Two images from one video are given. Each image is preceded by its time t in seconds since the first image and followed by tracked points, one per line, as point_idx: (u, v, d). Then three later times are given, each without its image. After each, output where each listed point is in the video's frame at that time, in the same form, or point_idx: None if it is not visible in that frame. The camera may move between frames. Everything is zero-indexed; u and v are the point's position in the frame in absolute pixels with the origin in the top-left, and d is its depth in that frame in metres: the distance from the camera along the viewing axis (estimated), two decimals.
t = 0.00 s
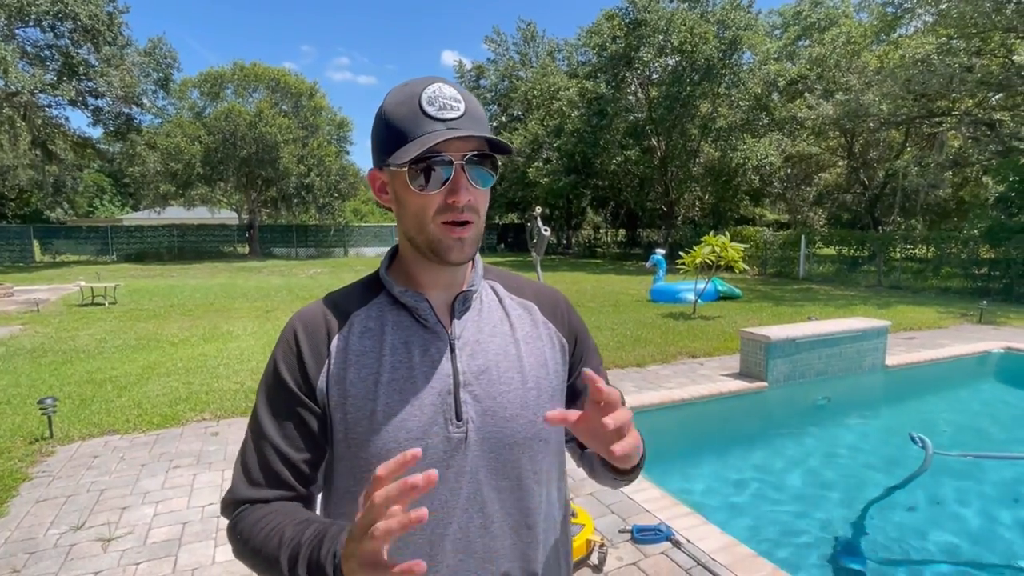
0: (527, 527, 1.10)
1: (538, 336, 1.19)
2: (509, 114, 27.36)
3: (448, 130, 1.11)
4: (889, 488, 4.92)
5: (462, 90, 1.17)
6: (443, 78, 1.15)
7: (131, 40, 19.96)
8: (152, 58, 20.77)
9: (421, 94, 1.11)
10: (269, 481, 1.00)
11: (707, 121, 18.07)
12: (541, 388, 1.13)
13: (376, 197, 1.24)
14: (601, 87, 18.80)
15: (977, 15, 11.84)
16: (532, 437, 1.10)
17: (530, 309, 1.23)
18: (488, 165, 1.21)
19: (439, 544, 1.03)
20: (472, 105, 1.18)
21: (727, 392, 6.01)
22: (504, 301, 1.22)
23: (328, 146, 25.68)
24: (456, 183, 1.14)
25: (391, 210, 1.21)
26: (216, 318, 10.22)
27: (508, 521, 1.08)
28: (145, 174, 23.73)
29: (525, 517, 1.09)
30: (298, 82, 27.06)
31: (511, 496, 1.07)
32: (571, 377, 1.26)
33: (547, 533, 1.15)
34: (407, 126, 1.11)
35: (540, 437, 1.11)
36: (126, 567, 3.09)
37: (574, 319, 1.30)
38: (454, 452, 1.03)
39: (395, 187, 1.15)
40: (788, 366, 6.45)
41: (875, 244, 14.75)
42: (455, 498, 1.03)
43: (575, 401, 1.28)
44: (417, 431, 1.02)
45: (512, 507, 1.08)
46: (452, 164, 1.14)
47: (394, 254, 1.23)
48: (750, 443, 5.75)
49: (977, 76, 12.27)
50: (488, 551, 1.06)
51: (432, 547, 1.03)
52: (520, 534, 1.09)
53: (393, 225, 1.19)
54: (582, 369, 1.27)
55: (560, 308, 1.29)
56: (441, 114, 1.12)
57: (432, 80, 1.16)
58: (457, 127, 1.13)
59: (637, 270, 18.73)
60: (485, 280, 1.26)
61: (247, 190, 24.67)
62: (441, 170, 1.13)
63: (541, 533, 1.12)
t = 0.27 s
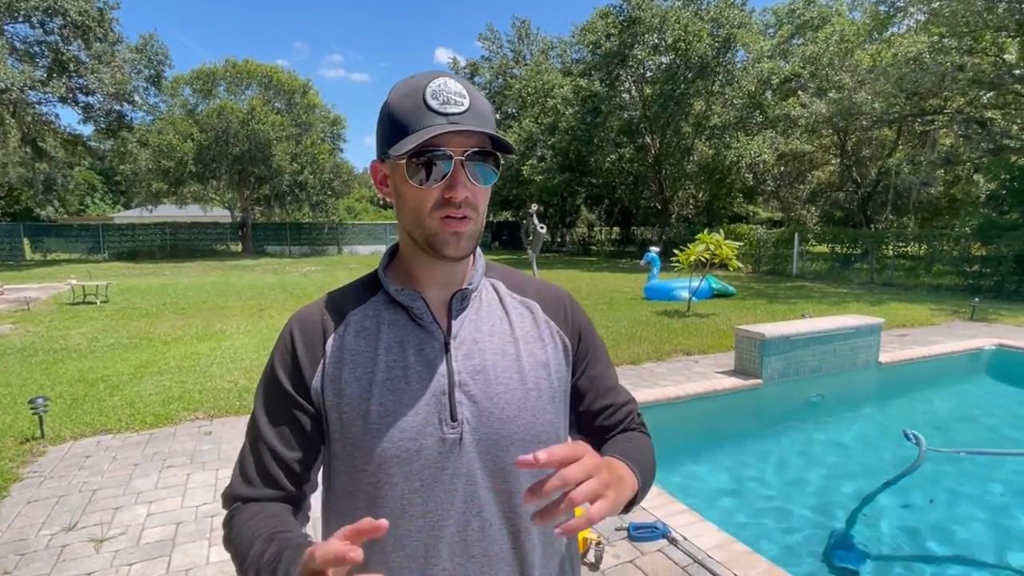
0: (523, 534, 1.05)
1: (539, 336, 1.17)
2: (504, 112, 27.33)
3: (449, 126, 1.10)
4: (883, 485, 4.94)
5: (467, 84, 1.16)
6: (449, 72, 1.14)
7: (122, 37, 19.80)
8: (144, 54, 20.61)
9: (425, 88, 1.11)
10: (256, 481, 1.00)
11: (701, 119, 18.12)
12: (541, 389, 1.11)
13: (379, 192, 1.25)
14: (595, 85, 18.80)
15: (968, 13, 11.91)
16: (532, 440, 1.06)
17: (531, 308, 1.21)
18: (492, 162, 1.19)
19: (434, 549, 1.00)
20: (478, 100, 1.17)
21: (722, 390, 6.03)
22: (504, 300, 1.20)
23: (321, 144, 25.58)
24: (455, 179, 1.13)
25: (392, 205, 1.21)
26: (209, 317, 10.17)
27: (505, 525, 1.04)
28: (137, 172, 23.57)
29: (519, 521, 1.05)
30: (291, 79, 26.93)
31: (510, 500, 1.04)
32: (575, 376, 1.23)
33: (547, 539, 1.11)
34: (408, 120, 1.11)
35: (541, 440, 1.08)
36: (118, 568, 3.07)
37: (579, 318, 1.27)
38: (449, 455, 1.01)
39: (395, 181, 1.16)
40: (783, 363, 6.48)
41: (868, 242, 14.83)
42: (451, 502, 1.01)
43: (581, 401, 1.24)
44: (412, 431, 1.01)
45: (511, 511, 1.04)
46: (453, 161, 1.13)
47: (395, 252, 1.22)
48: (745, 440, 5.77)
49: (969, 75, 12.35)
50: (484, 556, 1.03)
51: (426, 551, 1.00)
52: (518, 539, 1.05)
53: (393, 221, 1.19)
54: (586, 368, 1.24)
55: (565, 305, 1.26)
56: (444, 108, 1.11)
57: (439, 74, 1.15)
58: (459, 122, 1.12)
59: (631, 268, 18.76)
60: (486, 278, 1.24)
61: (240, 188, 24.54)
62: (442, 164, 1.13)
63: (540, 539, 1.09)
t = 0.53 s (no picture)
0: (519, 540, 1.03)
1: (544, 336, 1.16)
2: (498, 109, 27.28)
3: (450, 122, 1.10)
4: (878, 482, 4.97)
5: (470, 79, 1.16)
6: (451, 66, 1.13)
7: (113, 33, 19.64)
8: (134, 51, 20.44)
9: (425, 84, 1.11)
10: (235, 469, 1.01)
11: (695, 117, 18.17)
12: (544, 391, 1.09)
13: (381, 188, 1.25)
14: (589, 83, 18.80)
15: (960, 12, 11.97)
16: (532, 444, 1.05)
17: (535, 307, 1.20)
18: (496, 160, 1.18)
19: (429, 552, 1.00)
20: (482, 94, 1.16)
21: (716, 387, 6.06)
22: (508, 300, 1.19)
23: (314, 141, 25.47)
24: (455, 179, 1.13)
25: (394, 201, 1.21)
26: (202, 315, 10.11)
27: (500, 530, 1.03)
28: (127, 169, 23.36)
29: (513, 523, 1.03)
30: (284, 76, 26.79)
31: (508, 504, 1.03)
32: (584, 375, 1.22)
33: (548, 547, 1.08)
34: (408, 115, 1.11)
35: (543, 444, 1.07)
36: (110, 570, 3.05)
37: (589, 320, 1.25)
38: (446, 458, 1.00)
39: (397, 178, 1.16)
40: (777, 360, 6.51)
41: (860, 240, 14.91)
42: (449, 506, 1.00)
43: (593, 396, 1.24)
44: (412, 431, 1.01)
45: (509, 516, 1.03)
46: (454, 159, 1.13)
47: (400, 250, 1.23)
48: (740, 437, 5.80)
49: (960, 73, 12.43)
50: (480, 562, 1.01)
51: (422, 555, 1.00)
52: (517, 545, 1.03)
53: (395, 219, 1.19)
54: (597, 366, 1.22)
55: (574, 307, 1.25)
56: (444, 105, 1.11)
57: (441, 69, 1.14)
58: (459, 120, 1.12)
59: (625, 265, 18.79)
60: (492, 277, 1.23)
61: (232, 186, 24.39)
62: (443, 162, 1.13)
63: (541, 545, 1.06)
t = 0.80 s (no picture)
0: (523, 549, 1.05)
1: (547, 342, 1.15)
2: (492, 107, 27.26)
3: (465, 117, 1.09)
4: (873, 480, 5.00)
5: (482, 73, 1.14)
6: (464, 59, 1.11)
7: (103, 29, 19.50)
8: (125, 47, 20.34)
9: (439, 76, 1.08)
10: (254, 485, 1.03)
11: (689, 115, 18.24)
12: (548, 397, 1.09)
13: (380, 183, 1.23)
14: (584, 80, 18.82)
15: (953, 10, 12.04)
16: (537, 453, 1.05)
17: (538, 311, 1.19)
18: (506, 158, 1.19)
19: (433, 565, 0.99)
20: (494, 92, 1.15)
21: (712, 385, 6.08)
22: (511, 303, 1.18)
23: (308, 139, 25.37)
24: (468, 175, 1.11)
25: (395, 198, 1.19)
26: (195, 314, 10.05)
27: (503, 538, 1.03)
28: (119, 167, 23.19)
29: (513, 533, 1.04)
30: (277, 73, 26.67)
31: (511, 515, 1.03)
32: (582, 387, 1.20)
33: (552, 553, 1.09)
34: (420, 109, 1.09)
35: (544, 452, 1.07)
36: (102, 573, 3.02)
37: (590, 326, 1.25)
38: (449, 467, 1.00)
39: (403, 173, 1.13)
40: (772, 358, 6.53)
41: (853, 237, 15.00)
42: (453, 516, 1.00)
43: (586, 413, 1.21)
44: (414, 442, 1.00)
45: (510, 525, 1.04)
46: (467, 154, 1.12)
47: (398, 249, 1.21)
48: (735, 435, 5.82)
49: (952, 71, 12.53)
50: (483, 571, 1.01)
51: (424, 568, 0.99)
52: (519, 556, 1.04)
53: (397, 217, 1.17)
54: (595, 377, 1.21)
55: (576, 311, 1.24)
56: (459, 98, 1.09)
57: (454, 60, 1.12)
58: (474, 115, 1.10)
59: (620, 263, 18.81)
60: (494, 279, 1.22)
61: (225, 183, 24.25)
62: (454, 158, 1.11)
63: (543, 553, 1.08)
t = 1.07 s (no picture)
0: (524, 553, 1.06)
1: (547, 346, 1.15)
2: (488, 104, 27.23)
3: (481, 111, 1.09)
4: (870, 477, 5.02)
5: (486, 70, 1.15)
6: (464, 51, 1.11)
7: (96, 26, 19.39)
8: (117, 44, 20.33)
9: (448, 69, 1.08)
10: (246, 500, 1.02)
11: (684, 113, 18.27)
12: (549, 402, 1.09)
13: (373, 181, 1.19)
14: (579, 78, 18.82)
15: (947, 8, 12.07)
16: (538, 458, 1.06)
17: (537, 311, 1.19)
18: (512, 153, 1.19)
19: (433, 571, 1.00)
20: (498, 88, 1.16)
21: (708, 383, 6.09)
22: (510, 304, 1.18)
23: (302, 137, 25.29)
24: (487, 172, 1.11)
25: (393, 198, 1.16)
26: (189, 312, 10.01)
27: (504, 542, 1.04)
28: (112, 164, 23.05)
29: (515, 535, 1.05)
30: (271, 71, 26.56)
31: (513, 518, 1.04)
32: (580, 388, 1.20)
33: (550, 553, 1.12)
34: (429, 103, 1.07)
35: (545, 456, 1.07)
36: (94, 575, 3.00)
37: (589, 326, 1.25)
38: (450, 476, 1.00)
39: (407, 173, 1.10)
40: (768, 356, 6.56)
41: (848, 235, 15.07)
42: (456, 523, 1.00)
43: (584, 411, 1.20)
44: (414, 450, 0.99)
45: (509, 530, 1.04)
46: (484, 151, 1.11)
47: (391, 252, 1.19)
48: (732, 432, 5.83)
49: (946, 70, 12.60)
50: None
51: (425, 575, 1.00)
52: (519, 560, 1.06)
53: (396, 217, 1.15)
54: (593, 379, 1.21)
55: (575, 311, 1.24)
56: (470, 92, 1.09)
57: (453, 53, 1.12)
58: (488, 109, 1.11)
59: (615, 261, 18.83)
60: (492, 278, 1.21)
61: (219, 181, 24.14)
62: (463, 156, 1.08)
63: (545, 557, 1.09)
